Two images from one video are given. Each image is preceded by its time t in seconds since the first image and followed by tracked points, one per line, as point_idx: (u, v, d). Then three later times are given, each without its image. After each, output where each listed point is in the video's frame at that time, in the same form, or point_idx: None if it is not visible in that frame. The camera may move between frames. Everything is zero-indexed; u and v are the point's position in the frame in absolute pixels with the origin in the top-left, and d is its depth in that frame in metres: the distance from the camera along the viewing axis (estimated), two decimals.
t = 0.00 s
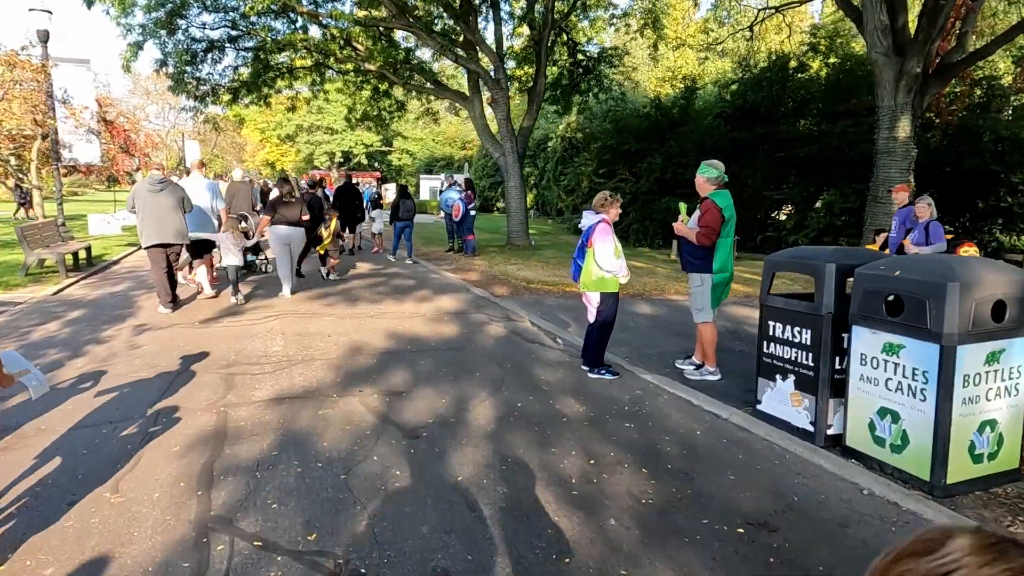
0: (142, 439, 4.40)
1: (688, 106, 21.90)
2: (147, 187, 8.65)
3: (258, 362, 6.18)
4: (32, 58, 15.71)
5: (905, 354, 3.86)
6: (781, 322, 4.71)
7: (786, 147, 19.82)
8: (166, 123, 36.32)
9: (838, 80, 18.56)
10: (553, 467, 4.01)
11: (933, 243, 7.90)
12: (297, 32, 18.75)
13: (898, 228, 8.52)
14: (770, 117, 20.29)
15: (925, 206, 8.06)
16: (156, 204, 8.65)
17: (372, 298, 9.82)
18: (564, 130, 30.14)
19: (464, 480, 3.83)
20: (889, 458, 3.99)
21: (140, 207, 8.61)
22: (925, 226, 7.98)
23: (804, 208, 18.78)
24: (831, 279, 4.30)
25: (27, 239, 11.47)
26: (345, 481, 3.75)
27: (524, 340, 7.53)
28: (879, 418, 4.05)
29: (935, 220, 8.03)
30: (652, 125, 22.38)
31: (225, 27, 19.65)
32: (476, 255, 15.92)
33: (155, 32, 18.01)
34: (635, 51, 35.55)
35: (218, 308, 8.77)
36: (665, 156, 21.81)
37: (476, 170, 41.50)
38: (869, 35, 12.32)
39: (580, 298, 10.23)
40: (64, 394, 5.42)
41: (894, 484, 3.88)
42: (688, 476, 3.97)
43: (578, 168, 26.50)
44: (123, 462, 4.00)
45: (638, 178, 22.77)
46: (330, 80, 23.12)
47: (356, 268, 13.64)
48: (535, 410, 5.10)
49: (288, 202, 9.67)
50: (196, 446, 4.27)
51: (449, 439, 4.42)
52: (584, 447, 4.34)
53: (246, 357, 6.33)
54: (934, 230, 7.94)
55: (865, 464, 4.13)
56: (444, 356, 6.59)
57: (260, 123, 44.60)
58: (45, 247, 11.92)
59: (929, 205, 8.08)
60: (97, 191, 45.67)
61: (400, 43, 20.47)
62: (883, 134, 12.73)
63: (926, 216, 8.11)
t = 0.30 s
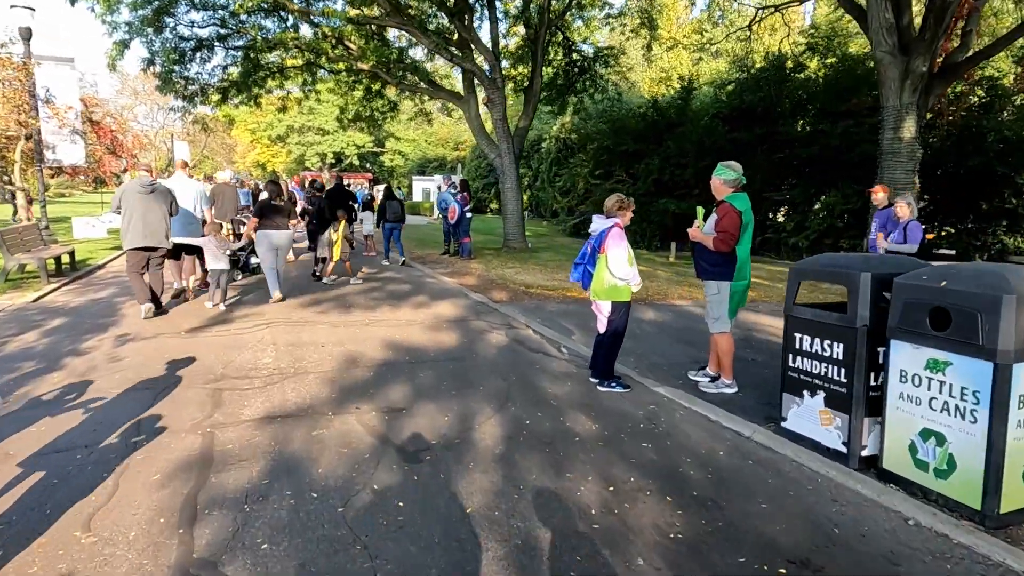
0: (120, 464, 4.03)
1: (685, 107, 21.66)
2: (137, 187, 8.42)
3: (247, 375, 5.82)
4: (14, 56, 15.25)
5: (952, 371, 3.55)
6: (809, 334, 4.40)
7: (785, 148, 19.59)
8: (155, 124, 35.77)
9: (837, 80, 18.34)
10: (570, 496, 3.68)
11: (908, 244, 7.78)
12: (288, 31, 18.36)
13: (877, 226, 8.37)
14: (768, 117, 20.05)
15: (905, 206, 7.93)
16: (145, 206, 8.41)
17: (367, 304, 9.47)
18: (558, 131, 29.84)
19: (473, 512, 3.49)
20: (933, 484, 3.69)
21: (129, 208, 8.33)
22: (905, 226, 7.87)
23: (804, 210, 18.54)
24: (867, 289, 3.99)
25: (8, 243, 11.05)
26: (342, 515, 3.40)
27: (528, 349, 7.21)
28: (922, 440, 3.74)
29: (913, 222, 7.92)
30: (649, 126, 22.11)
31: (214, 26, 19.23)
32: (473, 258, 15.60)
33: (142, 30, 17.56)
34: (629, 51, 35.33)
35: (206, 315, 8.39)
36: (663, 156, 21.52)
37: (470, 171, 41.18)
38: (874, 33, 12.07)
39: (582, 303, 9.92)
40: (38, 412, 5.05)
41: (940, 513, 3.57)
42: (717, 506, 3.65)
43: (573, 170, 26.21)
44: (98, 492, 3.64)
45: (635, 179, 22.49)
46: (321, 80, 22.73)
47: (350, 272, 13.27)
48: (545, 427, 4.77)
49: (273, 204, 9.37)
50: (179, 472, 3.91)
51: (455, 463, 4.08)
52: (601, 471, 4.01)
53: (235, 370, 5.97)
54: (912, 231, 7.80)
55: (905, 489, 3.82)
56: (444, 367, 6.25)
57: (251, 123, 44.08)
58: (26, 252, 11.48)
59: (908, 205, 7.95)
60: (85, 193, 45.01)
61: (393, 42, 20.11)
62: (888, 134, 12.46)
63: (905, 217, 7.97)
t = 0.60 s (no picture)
0: (90, 493, 3.65)
1: (684, 105, 21.34)
2: (119, 186, 8.04)
3: (234, 388, 5.44)
4: None
5: (1011, 390, 3.22)
6: (844, 346, 4.06)
7: (785, 147, 19.31)
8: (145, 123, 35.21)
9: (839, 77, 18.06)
10: (590, 529, 3.34)
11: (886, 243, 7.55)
12: (280, 27, 17.95)
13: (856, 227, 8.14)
14: (767, 116, 19.70)
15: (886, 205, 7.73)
16: (127, 205, 8.05)
17: (363, 309, 9.10)
18: (554, 130, 29.51)
19: (484, 549, 3.13)
20: (988, 514, 3.35)
21: (110, 208, 7.97)
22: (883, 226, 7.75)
23: (806, 209, 18.27)
24: (911, 297, 3.65)
25: None
26: (338, 555, 3.04)
27: (532, 357, 6.87)
28: (975, 464, 3.40)
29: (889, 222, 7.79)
30: (648, 124, 21.77)
31: (204, 22, 18.79)
32: (470, 259, 15.24)
33: (129, 26, 17.12)
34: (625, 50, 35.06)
35: (193, 322, 8.01)
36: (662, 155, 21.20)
37: (464, 171, 40.81)
38: (882, 29, 11.77)
39: (585, 307, 9.58)
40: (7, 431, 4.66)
41: (999, 547, 3.23)
42: (753, 540, 3.30)
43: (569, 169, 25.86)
44: (64, 527, 3.26)
45: (634, 178, 22.17)
46: (314, 78, 22.31)
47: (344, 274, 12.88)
48: (556, 446, 4.42)
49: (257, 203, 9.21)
50: (155, 502, 3.53)
51: (461, 491, 3.72)
52: (622, 499, 3.66)
53: (222, 383, 5.59)
54: (891, 230, 7.58)
55: (955, 518, 3.49)
56: (445, 379, 5.90)
57: (243, 122, 43.53)
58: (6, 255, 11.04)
59: (888, 204, 7.75)
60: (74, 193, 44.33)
61: (387, 39, 19.72)
62: (895, 132, 12.16)
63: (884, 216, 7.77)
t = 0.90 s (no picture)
0: (65, 526, 3.30)
1: (689, 106, 21.05)
2: (94, 192, 7.97)
3: (227, 405, 5.09)
4: None
5: None
6: (889, 363, 3.72)
7: (792, 148, 19.00)
8: (142, 125, 34.85)
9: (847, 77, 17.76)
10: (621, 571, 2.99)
11: (877, 246, 7.21)
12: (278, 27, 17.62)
13: (840, 230, 7.79)
14: (772, 117, 19.37)
15: (870, 207, 7.41)
16: (105, 210, 7.97)
17: (363, 316, 8.77)
18: (554, 132, 29.22)
19: None
20: None
21: (87, 215, 7.90)
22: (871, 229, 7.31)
23: (814, 211, 17.94)
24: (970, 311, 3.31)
25: None
26: None
27: (541, 368, 6.53)
28: None
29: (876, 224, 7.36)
30: (651, 125, 21.39)
31: (201, 22, 18.46)
32: (472, 263, 14.89)
33: (124, 26, 16.78)
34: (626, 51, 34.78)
35: (185, 331, 7.65)
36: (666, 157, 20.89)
37: (464, 173, 40.54)
38: (896, 26, 11.47)
39: (593, 314, 9.24)
40: None
41: None
42: None
43: (571, 171, 25.55)
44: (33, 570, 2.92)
45: (637, 180, 21.85)
46: (313, 79, 21.99)
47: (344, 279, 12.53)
48: (575, 470, 4.09)
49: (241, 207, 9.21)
50: (136, 539, 3.18)
51: (473, 523, 3.38)
52: (653, 534, 3.32)
53: (213, 398, 5.24)
54: (879, 233, 7.26)
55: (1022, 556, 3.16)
56: (451, 392, 5.56)
57: (241, 124, 43.20)
58: None
59: (872, 205, 7.43)
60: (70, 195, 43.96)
61: (386, 39, 19.39)
62: (910, 133, 11.85)
63: (869, 219, 7.46)
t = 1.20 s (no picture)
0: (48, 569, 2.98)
1: (698, 106, 20.71)
2: (81, 196, 8.36)
3: (229, 424, 4.77)
4: None
5: None
6: (955, 386, 3.39)
7: (804, 149, 18.66)
8: (145, 127, 34.58)
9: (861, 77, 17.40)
10: None
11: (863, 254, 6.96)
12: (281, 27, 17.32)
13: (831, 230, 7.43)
14: (783, 117, 19.04)
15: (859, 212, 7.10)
16: (91, 213, 8.35)
17: (370, 324, 8.45)
18: (560, 133, 28.91)
19: None
20: None
21: (76, 218, 8.32)
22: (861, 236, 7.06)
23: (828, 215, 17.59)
24: None
25: None
26: None
27: (559, 382, 6.20)
28: None
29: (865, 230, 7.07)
30: (660, 126, 20.98)
31: (203, 22, 18.17)
32: (479, 267, 14.60)
33: (125, 26, 16.48)
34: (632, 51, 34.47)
35: (186, 341, 7.33)
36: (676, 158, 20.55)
37: (468, 175, 40.27)
38: (919, 23, 11.13)
39: (608, 321, 8.91)
40: None
41: None
42: None
43: (577, 173, 25.24)
44: None
45: (646, 182, 21.51)
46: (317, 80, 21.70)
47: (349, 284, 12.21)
48: (607, 499, 3.76)
49: (236, 210, 9.04)
50: None
51: (500, 566, 3.05)
52: None
53: (214, 417, 4.91)
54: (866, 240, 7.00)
55: None
56: (467, 410, 5.23)
57: (244, 126, 42.94)
58: None
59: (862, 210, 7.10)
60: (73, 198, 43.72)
61: (391, 39, 19.08)
62: (932, 133, 11.47)
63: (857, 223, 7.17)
